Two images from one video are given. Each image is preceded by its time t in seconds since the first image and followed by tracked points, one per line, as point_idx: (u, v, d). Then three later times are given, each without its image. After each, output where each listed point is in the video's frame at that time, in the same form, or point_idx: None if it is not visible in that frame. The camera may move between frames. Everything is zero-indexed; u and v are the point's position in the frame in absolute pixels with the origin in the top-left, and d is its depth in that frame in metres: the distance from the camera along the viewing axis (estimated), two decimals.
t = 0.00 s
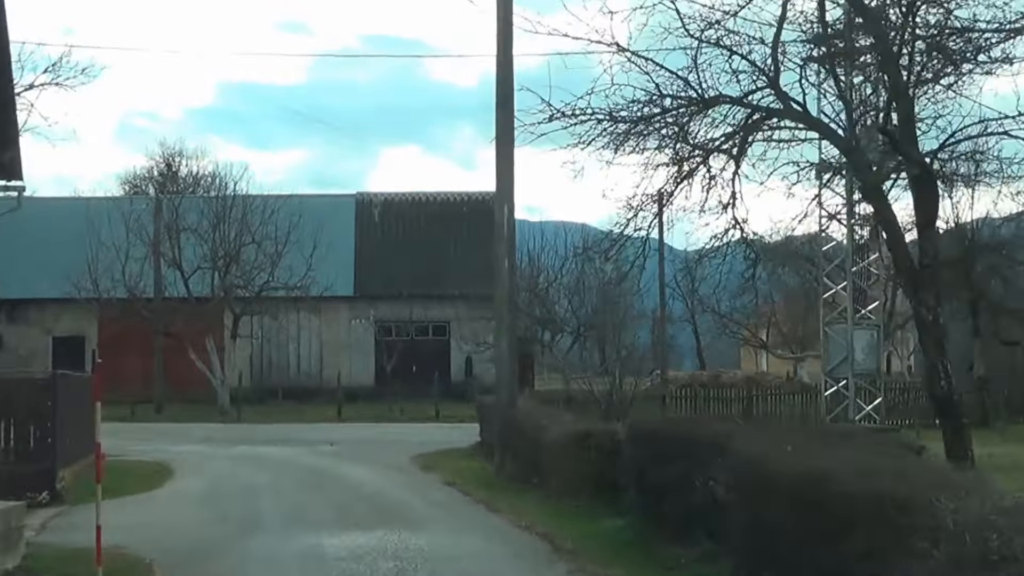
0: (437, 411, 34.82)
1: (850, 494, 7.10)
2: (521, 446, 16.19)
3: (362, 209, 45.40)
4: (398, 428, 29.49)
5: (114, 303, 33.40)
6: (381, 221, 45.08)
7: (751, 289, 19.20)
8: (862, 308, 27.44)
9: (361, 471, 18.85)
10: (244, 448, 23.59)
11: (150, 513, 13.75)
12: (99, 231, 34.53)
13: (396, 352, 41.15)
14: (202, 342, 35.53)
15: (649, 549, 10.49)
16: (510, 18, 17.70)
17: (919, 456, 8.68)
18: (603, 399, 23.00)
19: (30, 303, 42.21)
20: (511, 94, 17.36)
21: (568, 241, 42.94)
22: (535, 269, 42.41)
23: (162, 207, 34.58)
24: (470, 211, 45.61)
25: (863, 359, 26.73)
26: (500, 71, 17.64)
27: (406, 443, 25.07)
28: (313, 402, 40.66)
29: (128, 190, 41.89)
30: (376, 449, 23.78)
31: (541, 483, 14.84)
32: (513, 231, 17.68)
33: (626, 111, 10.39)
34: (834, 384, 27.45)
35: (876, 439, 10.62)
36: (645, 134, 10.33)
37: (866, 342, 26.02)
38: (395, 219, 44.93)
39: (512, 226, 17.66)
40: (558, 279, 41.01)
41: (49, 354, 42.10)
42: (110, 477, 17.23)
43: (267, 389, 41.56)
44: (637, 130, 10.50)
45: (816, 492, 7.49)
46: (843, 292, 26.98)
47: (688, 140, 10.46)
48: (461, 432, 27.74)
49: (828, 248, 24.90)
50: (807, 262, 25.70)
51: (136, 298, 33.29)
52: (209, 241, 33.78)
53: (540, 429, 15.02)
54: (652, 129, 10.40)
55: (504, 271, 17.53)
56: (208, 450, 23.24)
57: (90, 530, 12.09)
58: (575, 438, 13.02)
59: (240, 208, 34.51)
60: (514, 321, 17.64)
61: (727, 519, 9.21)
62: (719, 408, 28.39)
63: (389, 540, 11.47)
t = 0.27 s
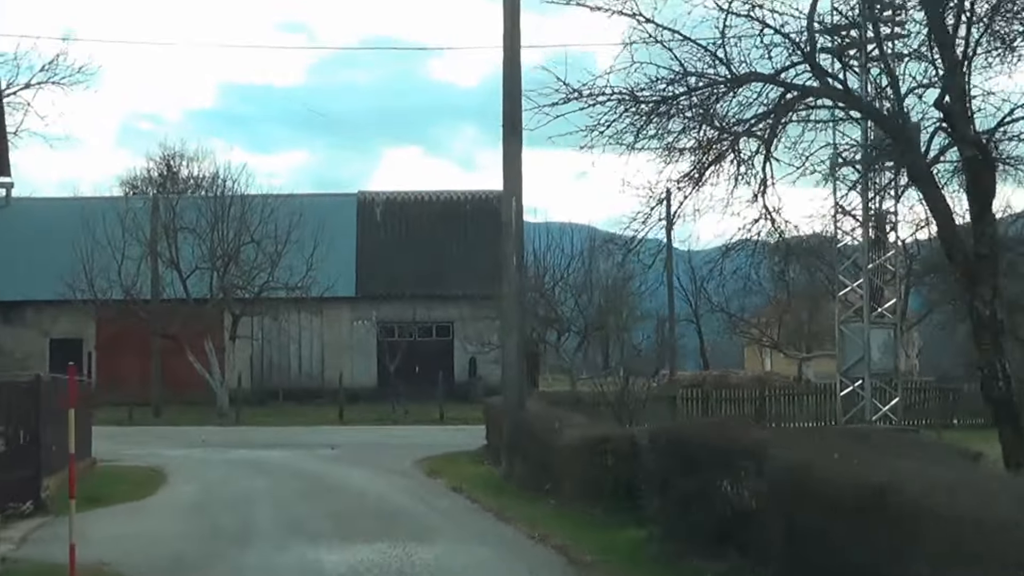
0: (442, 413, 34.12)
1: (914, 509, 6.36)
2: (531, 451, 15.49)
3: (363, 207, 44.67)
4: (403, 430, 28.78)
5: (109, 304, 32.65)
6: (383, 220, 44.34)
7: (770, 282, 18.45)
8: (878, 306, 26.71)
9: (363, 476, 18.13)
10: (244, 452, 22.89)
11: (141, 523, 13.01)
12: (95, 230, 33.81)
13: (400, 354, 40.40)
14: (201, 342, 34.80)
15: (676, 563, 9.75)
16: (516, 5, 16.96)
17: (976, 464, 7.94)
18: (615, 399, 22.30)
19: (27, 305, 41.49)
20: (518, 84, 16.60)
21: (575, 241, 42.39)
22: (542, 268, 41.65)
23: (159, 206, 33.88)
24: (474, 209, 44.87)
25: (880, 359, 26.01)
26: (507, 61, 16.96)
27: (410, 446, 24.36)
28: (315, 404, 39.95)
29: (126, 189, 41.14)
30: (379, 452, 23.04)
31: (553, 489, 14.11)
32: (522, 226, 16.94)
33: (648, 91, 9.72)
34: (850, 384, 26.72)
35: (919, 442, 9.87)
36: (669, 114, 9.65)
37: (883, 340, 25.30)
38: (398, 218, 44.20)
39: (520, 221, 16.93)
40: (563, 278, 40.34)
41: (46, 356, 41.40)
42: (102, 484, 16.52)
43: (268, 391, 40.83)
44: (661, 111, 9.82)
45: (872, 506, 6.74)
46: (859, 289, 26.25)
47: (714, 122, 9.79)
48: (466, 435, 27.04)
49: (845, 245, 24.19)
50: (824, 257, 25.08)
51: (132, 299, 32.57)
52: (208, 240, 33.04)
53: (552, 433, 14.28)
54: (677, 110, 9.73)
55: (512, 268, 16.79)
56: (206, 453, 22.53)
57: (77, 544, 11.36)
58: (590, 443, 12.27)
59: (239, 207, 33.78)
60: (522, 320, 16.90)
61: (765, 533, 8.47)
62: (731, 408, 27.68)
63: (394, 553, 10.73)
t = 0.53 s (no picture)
0: (446, 414, 33.40)
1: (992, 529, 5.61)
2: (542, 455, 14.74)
3: (366, 204, 43.93)
4: (406, 432, 28.04)
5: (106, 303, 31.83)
6: (387, 218, 43.60)
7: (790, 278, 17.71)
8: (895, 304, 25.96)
9: (366, 481, 17.38)
10: (244, 456, 22.15)
11: (130, 534, 12.25)
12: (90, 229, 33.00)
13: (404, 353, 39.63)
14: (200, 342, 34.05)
15: None
16: None
17: None
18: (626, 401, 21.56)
19: (24, 304, 40.77)
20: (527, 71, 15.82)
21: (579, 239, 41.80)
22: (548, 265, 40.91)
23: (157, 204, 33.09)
24: (479, 206, 44.11)
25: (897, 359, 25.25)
26: (514, 51, 16.20)
27: (415, 450, 23.61)
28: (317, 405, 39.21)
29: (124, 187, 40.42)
30: (382, 455, 22.31)
31: (567, 497, 13.36)
32: (531, 218, 16.17)
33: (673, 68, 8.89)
34: (867, 385, 25.94)
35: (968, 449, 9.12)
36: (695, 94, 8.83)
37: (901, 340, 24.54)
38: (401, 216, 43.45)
39: (530, 215, 16.16)
40: (569, 277, 39.70)
41: (44, 356, 40.69)
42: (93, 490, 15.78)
43: (269, 392, 40.09)
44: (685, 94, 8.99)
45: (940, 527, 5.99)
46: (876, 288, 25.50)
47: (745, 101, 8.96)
48: (472, 437, 26.30)
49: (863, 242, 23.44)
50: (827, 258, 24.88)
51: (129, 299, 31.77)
52: (207, 238, 32.29)
53: (566, 438, 13.53)
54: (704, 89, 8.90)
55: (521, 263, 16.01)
56: (205, 457, 21.80)
57: (58, 557, 10.61)
58: (608, 449, 11.52)
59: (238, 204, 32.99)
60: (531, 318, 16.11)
61: (808, 551, 7.72)
62: (743, 410, 26.93)
63: (398, 568, 9.98)
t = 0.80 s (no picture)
0: (452, 416, 32.78)
1: None
2: (555, 460, 14.09)
3: (368, 205, 43.35)
4: (412, 434, 27.43)
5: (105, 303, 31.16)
6: (390, 217, 43.01)
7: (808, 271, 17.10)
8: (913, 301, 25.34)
9: (371, 487, 16.73)
10: (243, 461, 21.47)
11: (123, 545, 11.58)
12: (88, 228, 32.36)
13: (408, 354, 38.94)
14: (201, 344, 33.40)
15: None
16: None
17: None
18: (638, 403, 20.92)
19: (23, 306, 40.13)
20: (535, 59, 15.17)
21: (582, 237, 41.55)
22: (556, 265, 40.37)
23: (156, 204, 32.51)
24: (483, 205, 43.49)
25: (916, 357, 24.64)
26: (524, 41, 15.65)
27: (421, 453, 22.95)
28: (321, 407, 38.58)
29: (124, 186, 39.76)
30: (386, 460, 21.64)
31: (582, 503, 12.71)
32: (541, 213, 15.53)
33: (699, 40, 8.24)
34: (884, 385, 25.27)
35: None
36: (722, 69, 8.16)
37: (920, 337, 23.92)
38: (404, 215, 42.86)
39: (540, 210, 15.51)
40: (576, 276, 39.32)
41: (42, 358, 40.03)
42: (87, 497, 15.12)
43: (272, 394, 39.45)
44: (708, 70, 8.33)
45: None
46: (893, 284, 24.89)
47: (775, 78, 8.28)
48: (478, 440, 25.65)
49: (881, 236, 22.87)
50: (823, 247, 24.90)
51: (129, 299, 31.12)
52: (207, 237, 31.69)
53: (582, 442, 12.89)
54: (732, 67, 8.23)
55: (532, 259, 15.35)
56: (204, 462, 21.11)
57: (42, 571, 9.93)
58: (629, 454, 10.86)
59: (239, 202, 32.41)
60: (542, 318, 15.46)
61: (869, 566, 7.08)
62: (757, 411, 26.32)
63: None
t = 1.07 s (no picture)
0: (458, 417, 32.07)
1: None
2: (570, 465, 13.34)
3: (372, 203, 42.64)
4: (418, 436, 26.70)
5: (103, 302, 30.39)
6: (394, 215, 42.31)
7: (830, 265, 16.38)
8: (933, 299, 24.60)
9: (375, 492, 15.98)
10: (243, 464, 20.74)
11: (110, 557, 10.83)
12: (86, 225, 31.65)
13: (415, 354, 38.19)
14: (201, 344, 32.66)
15: None
16: None
17: None
18: (653, 404, 20.18)
19: (21, 306, 39.41)
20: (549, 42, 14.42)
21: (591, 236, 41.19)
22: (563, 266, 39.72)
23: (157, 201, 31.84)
24: (489, 203, 42.78)
25: (937, 357, 23.90)
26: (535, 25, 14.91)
27: (428, 456, 22.21)
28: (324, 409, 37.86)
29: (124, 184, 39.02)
30: (392, 464, 20.90)
31: (599, 511, 11.97)
32: (553, 205, 14.76)
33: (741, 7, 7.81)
34: (904, 385, 24.53)
35: None
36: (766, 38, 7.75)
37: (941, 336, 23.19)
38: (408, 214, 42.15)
39: (552, 202, 14.74)
40: (584, 275, 38.60)
41: (41, 359, 39.31)
42: (78, 505, 14.38)
43: (275, 395, 38.71)
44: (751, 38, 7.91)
45: None
46: (913, 282, 24.15)
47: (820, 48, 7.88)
48: (487, 443, 24.92)
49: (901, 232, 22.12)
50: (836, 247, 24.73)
51: (128, 297, 30.36)
52: (207, 235, 30.96)
53: (599, 446, 12.15)
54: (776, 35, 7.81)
55: (544, 253, 14.58)
56: (203, 466, 20.39)
57: None
58: (652, 459, 10.12)
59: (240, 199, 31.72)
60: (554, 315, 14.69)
61: None
62: (774, 413, 25.57)
63: None
